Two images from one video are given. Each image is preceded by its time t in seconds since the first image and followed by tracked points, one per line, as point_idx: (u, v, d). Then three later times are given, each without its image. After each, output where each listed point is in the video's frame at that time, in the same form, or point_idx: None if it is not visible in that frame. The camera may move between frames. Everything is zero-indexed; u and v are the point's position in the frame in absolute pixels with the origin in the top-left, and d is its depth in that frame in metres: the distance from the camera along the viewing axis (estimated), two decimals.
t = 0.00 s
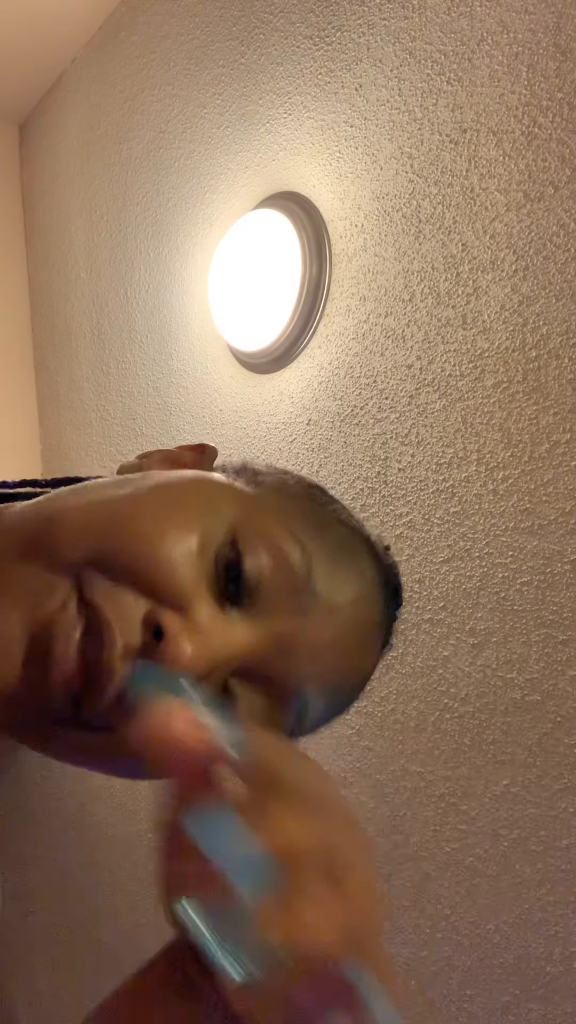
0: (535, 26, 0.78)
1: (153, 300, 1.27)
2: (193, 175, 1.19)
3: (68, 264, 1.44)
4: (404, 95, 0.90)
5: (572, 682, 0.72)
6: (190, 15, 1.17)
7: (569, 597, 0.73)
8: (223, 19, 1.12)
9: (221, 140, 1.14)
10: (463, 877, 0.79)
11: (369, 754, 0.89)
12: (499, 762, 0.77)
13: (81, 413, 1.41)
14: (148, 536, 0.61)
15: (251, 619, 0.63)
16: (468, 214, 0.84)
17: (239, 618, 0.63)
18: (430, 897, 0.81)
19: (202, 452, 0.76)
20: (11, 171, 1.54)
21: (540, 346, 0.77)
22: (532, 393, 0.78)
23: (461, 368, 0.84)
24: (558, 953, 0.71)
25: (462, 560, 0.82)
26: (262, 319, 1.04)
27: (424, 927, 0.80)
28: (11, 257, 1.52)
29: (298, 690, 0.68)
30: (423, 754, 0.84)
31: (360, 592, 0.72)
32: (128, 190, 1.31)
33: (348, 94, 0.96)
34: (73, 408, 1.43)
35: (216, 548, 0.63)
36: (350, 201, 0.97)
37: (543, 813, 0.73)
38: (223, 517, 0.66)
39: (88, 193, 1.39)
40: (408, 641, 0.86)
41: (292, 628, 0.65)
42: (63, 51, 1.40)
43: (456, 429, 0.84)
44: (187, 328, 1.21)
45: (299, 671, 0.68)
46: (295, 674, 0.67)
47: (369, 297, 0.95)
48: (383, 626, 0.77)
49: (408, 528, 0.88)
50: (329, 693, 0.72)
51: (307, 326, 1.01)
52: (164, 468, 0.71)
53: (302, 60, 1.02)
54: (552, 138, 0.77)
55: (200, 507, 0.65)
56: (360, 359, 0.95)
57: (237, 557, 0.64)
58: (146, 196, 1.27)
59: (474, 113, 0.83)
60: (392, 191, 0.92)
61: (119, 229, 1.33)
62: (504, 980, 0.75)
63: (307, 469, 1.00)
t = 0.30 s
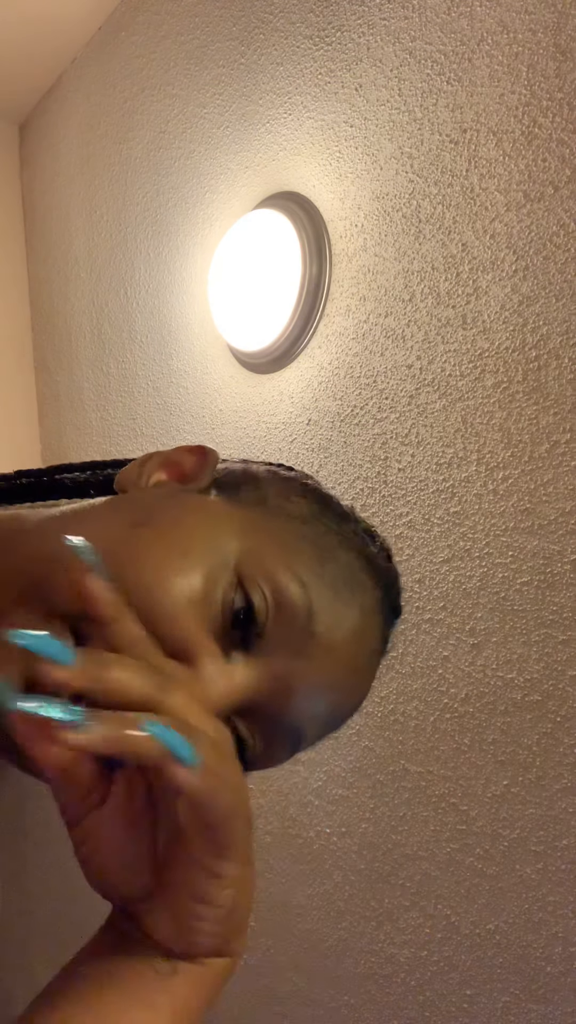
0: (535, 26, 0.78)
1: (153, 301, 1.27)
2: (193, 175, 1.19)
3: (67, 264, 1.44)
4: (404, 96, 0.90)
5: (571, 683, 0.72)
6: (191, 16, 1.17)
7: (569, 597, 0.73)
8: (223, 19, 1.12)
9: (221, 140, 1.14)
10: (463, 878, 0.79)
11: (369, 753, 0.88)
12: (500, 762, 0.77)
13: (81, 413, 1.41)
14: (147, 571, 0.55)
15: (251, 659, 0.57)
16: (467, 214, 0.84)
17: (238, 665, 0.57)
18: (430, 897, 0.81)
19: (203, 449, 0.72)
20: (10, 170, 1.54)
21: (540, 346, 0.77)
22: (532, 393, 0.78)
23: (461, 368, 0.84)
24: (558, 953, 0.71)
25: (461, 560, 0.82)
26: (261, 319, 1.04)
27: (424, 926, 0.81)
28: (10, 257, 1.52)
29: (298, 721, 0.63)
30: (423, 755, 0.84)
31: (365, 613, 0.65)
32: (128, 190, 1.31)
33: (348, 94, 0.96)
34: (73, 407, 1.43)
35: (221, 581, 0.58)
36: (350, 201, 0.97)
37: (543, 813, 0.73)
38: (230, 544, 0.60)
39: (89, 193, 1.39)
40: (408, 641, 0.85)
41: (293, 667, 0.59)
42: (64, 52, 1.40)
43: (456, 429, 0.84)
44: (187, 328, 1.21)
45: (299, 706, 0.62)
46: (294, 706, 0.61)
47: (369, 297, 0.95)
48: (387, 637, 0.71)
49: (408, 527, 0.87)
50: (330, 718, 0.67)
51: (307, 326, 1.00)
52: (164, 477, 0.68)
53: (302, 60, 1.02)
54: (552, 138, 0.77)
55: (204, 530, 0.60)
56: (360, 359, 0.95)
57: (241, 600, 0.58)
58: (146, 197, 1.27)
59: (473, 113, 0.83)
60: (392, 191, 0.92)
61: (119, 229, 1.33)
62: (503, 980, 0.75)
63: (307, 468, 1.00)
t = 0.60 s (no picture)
0: (535, 26, 0.78)
1: (153, 301, 1.27)
2: (193, 174, 1.19)
3: (67, 265, 1.44)
4: (405, 96, 0.90)
5: (571, 683, 0.72)
6: (191, 16, 1.17)
7: (569, 597, 0.73)
8: (223, 19, 1.12)
9: (221, 140, 1.14)
10: (462, 878, 0.79)
11: (369, 754, 0.89)
12: (500, 761, 0.77)
13: (81, 413, 1.41)
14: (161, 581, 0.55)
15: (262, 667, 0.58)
16: (468, 214, 0.84)
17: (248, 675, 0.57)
18: (429, 897, 0.81)
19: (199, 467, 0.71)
20: (11, 171, 1.54)
21: (540, 346, 0.77)
22: (532, 393, 0.78)
23: (461, 368, 0.84)
24: (558, 953, 0.71)
25: (461, 561, 0.82)
26: (261, 319, 1.04)
27: (424, 926, 0.81)
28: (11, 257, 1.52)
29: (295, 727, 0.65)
30: (423, 754, 0.84)
31: (362, 622, 0.67)
32: (128, 190, 1.31)
33: (348, 94, 0.96)
34: (73, 407, 1.43)
35: (229, 592, 0.58)
36: (350, 201, 0.97)
37: (543, 813, 0.73)
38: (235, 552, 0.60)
39: (88, 193, 1.39)
40: (408, 641, 0.86)
41: (298, 676, 0.60)
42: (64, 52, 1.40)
43: (456, 429, 0.84)
44: (187, 328, 1.21)
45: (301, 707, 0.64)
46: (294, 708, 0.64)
47: (369, 297, 0.95)
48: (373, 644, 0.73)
49: (408, 527, 0.88)
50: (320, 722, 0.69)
51: (307, 326, 1.00)
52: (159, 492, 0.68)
53: (302, 60, 1.02)
54: (552, 138, 0.77)
55: (209, 540, 0.61)
56: (360, 359, 0.95)
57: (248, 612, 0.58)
58: (146, 197, 1.27)
59: (474, 113, 0.83)
60: (393, 191, 0.92)
61: (119, 229, 1.33)
62: (503, 980, 0.75)
63: (307, 468, 1.00)
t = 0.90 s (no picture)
0: (535, 26, 0.78)
1: (153, 301, 1.27)
2: (194, 174, 1.19)
3: (67, 265, 1.44)
4: (404, 96, 0.90)
5: (572, 683, 0.72)
6: (191, 16, 1.17)
7: (568, 597, 0.73)
8: (223, 19, 1.12)
9: (221, 140, 1.14)
10: (462, 878, 0.79)
11: (370, 754, 0.89)
12: (500, 761, 0.77)
13: (81, 413, 1.41)
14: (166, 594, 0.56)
15: (269, 674, 0.57)
16: (468, 214, 0.84)
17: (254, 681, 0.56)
18: (429, 897, 0.81)
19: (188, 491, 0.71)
20: (11, 171, 1.54)
21: (540, 346, 0.77)
22: (532, 393, 0.78)
23: (461, 368, 0.84)
24: (558, 953, 0.71)
25: (461, 561, 0.82)
26: (261, 320, 1.04)
27: (424, 925, 0.81)
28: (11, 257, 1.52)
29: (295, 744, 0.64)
30: (423, 755, 0.84)
31: (353, 634, 0.67)
32: (128, 190, 1.31)
33: (348, 93, 0.96)
34: (72, 407, 1.43)
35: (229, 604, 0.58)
36: (350, 200, 0.97)
37: (543, 813, 0.73)
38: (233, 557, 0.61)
39: (88, 193, 1.39)
40: (408, 642, 0.86)
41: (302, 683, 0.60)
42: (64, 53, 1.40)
43: (456, 429, 0.84)
44: (187, 329, 1.21)
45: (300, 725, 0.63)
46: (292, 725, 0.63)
47: (369, 297, 0.95)
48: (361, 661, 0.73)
49: (408, 527, 0.88)
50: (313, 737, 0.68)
51: (306, 327, 1.00)
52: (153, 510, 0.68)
53: (302, 60, 1.02)
54: (552, 138, 0.77)
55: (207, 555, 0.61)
56: (360, 359, 0.95)
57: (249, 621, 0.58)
58: (147, 197, 1.27)
59: (474, 113, 0.83)
60: (393, 191, 0.92)
61: (119, 229, 1.33)
62: (503, 981, 0.75)
63: (307, 468, 1.00)
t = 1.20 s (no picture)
0: (535, 26, 0.78)
1: (153, 300, 1.27)
2: (194, 174, 1.19)
3: (67, 265, 1.44)
4: (405, 95, 0.90)
5: (572, 683, 0.72)
6: (191, 16, 1.17)
7: (568, 597, 0.73)
8: (224, 19, 1.12)
9: (221, 140, 1.14)
10: (462, 878, 0.79)
11: (370, 754, 0.89)
12: (500, 761, 0.77)
13: (81, 413, 1.41)
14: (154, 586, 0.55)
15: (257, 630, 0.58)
16: (468, 214, 0.84)
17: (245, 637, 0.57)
18: (429, 897, 0.81)
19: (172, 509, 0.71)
20: (11, 171, 1.54)
21: (540, 346, 0.77)
22: (532, 393, 0.78)
23: (461, 368, 0.84)
24: (558, 953, 0.71)
25: (461, 561, 0.82)
26: (261, 320, 1.04)
27: (424, 925, 0.81)
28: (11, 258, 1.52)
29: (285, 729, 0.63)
30: (423, 755, 0.84)
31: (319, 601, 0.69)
32: (128, 190, 1.31)
33: (348, 94, 0.96)
34: (72, 408, 1.43)
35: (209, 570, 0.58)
36: (350, 200, 0.97)
37: (543, 813, 0.73)
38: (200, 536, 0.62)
39: (88, 193, 1.39)
40: (408, 642, 0.87)
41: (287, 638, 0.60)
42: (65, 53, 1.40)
43: (456, 429, 0.84)
44: (187, 328, 1.21)
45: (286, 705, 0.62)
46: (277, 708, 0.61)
47: (369, 297, 0.95)
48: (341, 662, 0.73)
49: (408, 527, 0.88)
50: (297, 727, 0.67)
51: (306, 327, 1.00)
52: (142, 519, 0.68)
53: (302, 60, 1.02)
54: (552, 138, 0.77)
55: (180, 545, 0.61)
56: (360, 359, 0.95)
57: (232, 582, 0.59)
58: (147, 197, 1.27)
59: (474, 113, 0.83)
60: (393, 191, 0.92)
61: (119, 229, 1.33)
62: (503, 981, 0.75)
63: (307, 468, 1.00)
